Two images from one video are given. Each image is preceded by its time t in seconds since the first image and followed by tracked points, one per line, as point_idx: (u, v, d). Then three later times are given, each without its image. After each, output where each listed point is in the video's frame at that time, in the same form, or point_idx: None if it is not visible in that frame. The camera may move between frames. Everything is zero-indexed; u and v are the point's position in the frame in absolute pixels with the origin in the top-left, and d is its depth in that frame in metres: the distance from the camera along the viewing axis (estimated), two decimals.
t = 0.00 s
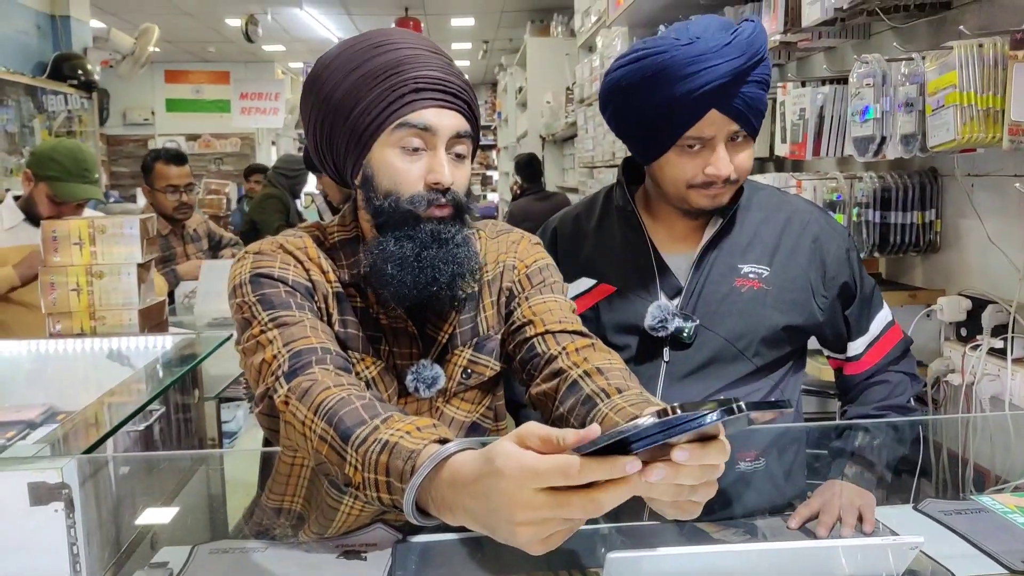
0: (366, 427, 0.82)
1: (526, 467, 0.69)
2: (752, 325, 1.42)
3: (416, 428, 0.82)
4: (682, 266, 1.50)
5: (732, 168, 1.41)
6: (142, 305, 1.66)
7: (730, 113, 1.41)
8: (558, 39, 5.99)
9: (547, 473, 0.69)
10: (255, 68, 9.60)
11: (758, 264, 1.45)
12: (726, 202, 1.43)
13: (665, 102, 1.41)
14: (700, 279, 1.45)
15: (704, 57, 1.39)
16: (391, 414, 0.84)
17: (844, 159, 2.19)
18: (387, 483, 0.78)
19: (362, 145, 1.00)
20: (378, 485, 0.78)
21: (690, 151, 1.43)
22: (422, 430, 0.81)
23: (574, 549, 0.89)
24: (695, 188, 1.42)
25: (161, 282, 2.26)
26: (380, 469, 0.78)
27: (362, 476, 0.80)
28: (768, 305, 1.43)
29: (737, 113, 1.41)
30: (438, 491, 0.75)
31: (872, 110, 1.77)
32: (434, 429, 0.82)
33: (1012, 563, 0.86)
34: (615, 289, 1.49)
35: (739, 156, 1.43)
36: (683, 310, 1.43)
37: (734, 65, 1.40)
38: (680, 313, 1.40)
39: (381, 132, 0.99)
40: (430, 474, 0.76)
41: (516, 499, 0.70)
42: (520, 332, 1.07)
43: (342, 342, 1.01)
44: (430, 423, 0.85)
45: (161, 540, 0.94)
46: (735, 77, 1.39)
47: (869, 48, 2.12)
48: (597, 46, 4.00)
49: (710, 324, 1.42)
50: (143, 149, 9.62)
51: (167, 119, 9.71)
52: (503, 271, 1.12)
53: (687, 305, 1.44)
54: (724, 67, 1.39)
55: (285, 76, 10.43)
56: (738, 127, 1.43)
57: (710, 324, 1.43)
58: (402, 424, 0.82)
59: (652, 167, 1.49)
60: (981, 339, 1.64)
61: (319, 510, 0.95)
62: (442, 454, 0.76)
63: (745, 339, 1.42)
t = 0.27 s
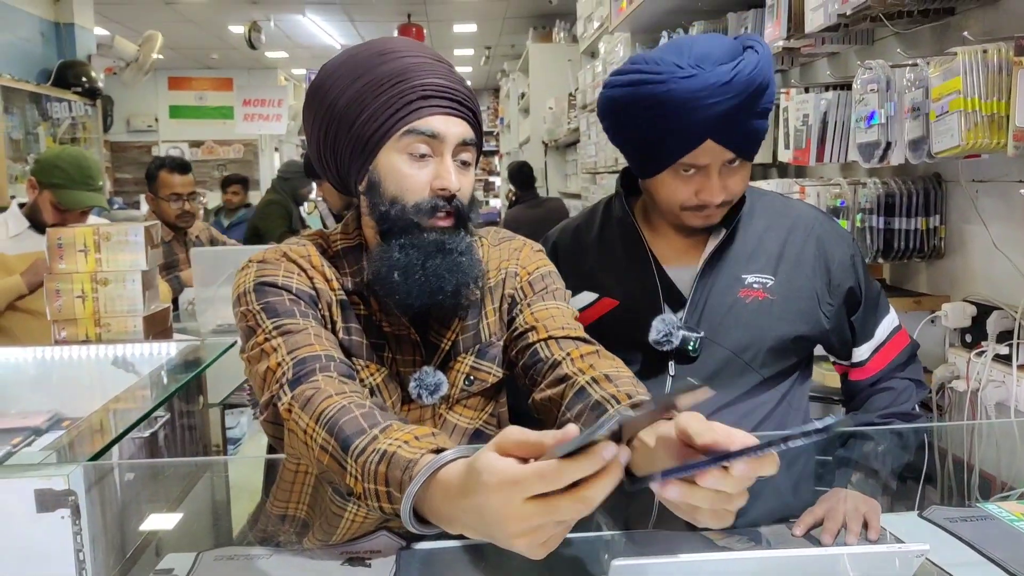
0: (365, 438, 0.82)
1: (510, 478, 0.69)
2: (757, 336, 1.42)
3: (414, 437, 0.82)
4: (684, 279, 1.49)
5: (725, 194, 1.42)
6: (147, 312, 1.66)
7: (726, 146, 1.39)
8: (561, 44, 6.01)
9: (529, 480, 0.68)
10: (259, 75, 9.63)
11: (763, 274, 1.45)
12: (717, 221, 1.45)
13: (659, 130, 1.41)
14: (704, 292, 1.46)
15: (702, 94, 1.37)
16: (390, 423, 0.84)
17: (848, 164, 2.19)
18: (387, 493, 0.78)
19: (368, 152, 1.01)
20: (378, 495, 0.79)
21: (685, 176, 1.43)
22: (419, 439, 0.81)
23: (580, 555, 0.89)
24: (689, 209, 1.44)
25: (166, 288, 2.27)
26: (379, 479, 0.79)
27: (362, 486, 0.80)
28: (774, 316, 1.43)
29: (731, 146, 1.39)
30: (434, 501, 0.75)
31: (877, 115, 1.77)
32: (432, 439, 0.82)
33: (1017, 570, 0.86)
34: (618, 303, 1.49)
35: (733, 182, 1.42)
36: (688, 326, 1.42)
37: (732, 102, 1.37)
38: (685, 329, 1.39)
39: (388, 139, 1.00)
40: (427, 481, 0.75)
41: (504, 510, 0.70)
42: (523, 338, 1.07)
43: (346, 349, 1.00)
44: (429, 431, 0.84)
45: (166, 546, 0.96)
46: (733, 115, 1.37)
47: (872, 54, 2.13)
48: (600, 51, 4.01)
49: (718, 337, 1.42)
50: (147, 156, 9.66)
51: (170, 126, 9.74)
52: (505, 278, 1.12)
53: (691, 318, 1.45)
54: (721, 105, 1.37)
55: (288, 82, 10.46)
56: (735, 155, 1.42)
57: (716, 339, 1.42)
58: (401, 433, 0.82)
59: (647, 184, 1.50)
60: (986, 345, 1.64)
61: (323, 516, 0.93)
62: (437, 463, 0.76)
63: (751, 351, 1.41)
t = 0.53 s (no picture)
0: (365, 441, 0.82)
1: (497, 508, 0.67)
2: (763, 340, 1.42)
3: (414, 440, 0.81)
4: (688, 283, 1.49)
5: (730, 196, 1.40)
6: (154, 315, 1.67)
7: (729, 146, 1.39)
8: (565, 46, 6.01)
9: (516, 510, 0.66)
10: (264, 78, 9.66)
11: (768, 278, 1.45)
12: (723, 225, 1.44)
13: (660, 136, 1.41)
14: (709, 297, 1.45)
15: (704, 93, 1.37)
16: (391, 426, 0.84)
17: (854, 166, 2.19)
18: (387, 496, 0.78)
19: (373, 155, 1.01)
20: (379, 498, 0.79)
21: (688, 179, 1.43)
22: (419, 443, 0.80)
23: (585, 557, 0.89)
24: (695, 214, 1.42)
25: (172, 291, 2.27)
26: (379, 483, 0.78)
27: (363, 490, 0.80)
28: (778, 320, 1.42)
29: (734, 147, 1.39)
30: (432, 503, 0.74)
31: (881, 117, 1.76)
32: (432, 442, 0.81)
33: None
34: (622, 309, 1.49)
35: (738, 183, 1.42)
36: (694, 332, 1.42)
37: (734, 101, 1.37)
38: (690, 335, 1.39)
39: (393, 142, 1.00)
40: (425, 485, 0.75)
41: (485, 537, 0.69)
42: (528, 341, 1.07)
43: (350, 351, 1.00)
44: (430, 434, 0.84)
45: (174, 547, 0.96)
46: (736, 115, 1.37)
47: (878, 55, 2.12)
48: (604, 52, 4.01)
49: (724, 342, 1.42)
50: (152, 159, 9.69)
51: (175, 129, 9.77)
52: (510, 280, 1.12)
53: (697, 325, 1.44)
54: (723, 104, 1.36)
55: (292, 86, 10.49)
56: (739, 155, 1.41)
57: (722, 344, 1.42)
58: (400, 437, 0.82)
59: (651, 188, 1.49)
60: (993, 347, 1.64)
61: (329, 517, 0.93)
62: (438, 466, 0.75)
63: (756, 355, 1.42)
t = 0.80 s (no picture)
0: (361, 445, 0.82)
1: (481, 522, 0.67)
2: (761, 341, 1.42)
3: (409, 444, 0.81)
4: (685, 284, 1.49)
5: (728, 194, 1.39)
6: (152, 319, 1.67)
7: (724, 140, 1.39)
8: (563, 48, 6.02)
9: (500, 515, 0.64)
10: (262, 81, 9.68)
11: (766, 279, 1.45)
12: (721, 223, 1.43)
13: (656, 131, 1.41)
14: (707, 298, 1.45)
15: (698, 84, 1.38)
16: (387, 429, 0.84)
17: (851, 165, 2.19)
18: (383, 500, 0.78)
19: (370, 158, 1.01)
20: (375, 502, 0.79)
21: (686, 176, 1.42)
22: (414, 447, 0.81)
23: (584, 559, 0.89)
24: (693, 212, 1.41)
25: (172, 295, 2.28)
26: (375, 487, 0.79)
27: (359, 494, 0.81)
28: (776, 320, 1.43)
29: (730, 140, 1.39)
30: (427, 507, 0.74)
31: (880, 116, 1.77)
32: (427, 446, 0.81)
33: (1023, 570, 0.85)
34: (621, 310, 1.49)
35: (734, 180, 1.41)
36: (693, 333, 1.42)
37: (729, 93, 1.38)
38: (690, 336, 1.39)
39: (390, 145, 1.00)
40: (420, 488, 0.75)
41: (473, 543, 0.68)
42: (526, 342, 1.07)
43: (348, 354, 1.01)
44: (425, 439, 0.84)
45: (173, 551, 0.95)
46: (727, 109, 1.37)
47: (876, 55, 2.12)
48: (603, 54, 4.02)
49: (722, 344, 1.42)
50: (151, 163, 9.70)
51: (175, 133, 9.78)
52: (507, 282, 1.12)
53: (696, 324, 1.44)
54: (717, 94, 1.37)
55: (291, 88, 10.51)
56: (736, 152, 1.41)
57: (721, 344, 1.42)
58: (395, 441, 0.82)
59: (649, 187, 1.49)
60: (991, 345, 1.64)
61: (328, 521, 0.95)
62: (434, 469, 0.75)
63: (753, 356, 1.42)
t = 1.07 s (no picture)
0: (361, 447, 0.82)
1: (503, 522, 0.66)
2: (761, 339, 1.42)
3: (408, 447, 0.81)
4: (685, 283, 1.50)
5: (725, 191, 1.40)
6: (155, 321, 1.67)
7: (720, 137, 1.39)
8: (564, 48, 6.03)
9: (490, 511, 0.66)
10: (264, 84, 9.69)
11: (765, 277, 1.45)
12: (718, 223, 1.43)
13: (652, 129, 1.41)
14: (706, 296, 1.45)
15: (693, 81, 1.38)
16: (386, 431, 0.85)
17: (852, 164, 2.19)
18: (382, 502, 0.78)
19: (365, 161, 1.02)
20: (374, 504, 0.79)
21: (683, 173, 1.42)
22: (413, 450, 0.81)
23: (586, 559, 0.89)
24: (691, 211, 1.42)
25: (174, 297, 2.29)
26: (373, 489, 0.79)
27: (359, 496, 0.81)
28: (776, 319, 1.43)
29: (725, 137, 1.39)
30: (422, 510, 0.74)
31: (878, 116, 1.77)
32: (426, 449, 0.81)
33: None
34: (621, 309, 1.49)
35: (730, 176, 1.42)
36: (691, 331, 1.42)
37: (724, 89, 1.38)
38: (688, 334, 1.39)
39: (384, 148, 1.00)
40: (416, 491, 0.75)
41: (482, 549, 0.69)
42: (527, 343, 1.07)
43: (349, 356, 1.01)
44: (424, 441, 0.84)
45: (176, 553, 0.96)
46: (720, 107, 1.37)
47: (876, 53, 2.12)
48: (603, 54, 4.02)
49: (721, 343, 1.43)
50: (154, 165, 9.72)
51: (176, 135, 9.80)
52: (508, 283, 1.12)
53: (695, 323, 1.44)
54: (712, 91, 1.37)
55: (293, 90, 10.52)
56: (732, 149, 1.42)
57: (721, 344, 1.43)
58: (394, 443, 0.82)
59: (646, 185, 1.49)
60: (992, 344, 1.65)
61: (330, 523, 0.94)
62: (433, 471, 0.75)
63: (754, 355, 1.42)
